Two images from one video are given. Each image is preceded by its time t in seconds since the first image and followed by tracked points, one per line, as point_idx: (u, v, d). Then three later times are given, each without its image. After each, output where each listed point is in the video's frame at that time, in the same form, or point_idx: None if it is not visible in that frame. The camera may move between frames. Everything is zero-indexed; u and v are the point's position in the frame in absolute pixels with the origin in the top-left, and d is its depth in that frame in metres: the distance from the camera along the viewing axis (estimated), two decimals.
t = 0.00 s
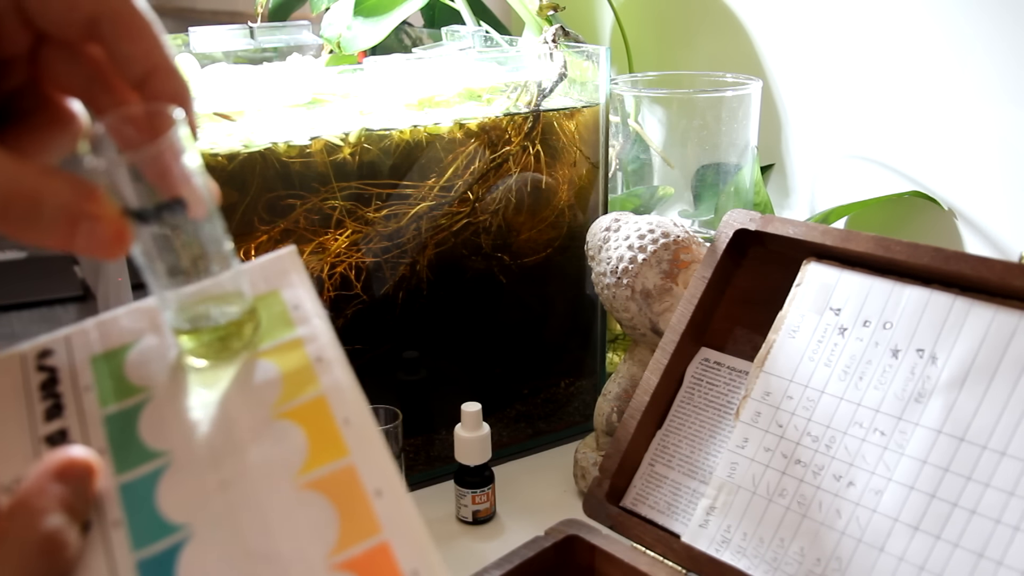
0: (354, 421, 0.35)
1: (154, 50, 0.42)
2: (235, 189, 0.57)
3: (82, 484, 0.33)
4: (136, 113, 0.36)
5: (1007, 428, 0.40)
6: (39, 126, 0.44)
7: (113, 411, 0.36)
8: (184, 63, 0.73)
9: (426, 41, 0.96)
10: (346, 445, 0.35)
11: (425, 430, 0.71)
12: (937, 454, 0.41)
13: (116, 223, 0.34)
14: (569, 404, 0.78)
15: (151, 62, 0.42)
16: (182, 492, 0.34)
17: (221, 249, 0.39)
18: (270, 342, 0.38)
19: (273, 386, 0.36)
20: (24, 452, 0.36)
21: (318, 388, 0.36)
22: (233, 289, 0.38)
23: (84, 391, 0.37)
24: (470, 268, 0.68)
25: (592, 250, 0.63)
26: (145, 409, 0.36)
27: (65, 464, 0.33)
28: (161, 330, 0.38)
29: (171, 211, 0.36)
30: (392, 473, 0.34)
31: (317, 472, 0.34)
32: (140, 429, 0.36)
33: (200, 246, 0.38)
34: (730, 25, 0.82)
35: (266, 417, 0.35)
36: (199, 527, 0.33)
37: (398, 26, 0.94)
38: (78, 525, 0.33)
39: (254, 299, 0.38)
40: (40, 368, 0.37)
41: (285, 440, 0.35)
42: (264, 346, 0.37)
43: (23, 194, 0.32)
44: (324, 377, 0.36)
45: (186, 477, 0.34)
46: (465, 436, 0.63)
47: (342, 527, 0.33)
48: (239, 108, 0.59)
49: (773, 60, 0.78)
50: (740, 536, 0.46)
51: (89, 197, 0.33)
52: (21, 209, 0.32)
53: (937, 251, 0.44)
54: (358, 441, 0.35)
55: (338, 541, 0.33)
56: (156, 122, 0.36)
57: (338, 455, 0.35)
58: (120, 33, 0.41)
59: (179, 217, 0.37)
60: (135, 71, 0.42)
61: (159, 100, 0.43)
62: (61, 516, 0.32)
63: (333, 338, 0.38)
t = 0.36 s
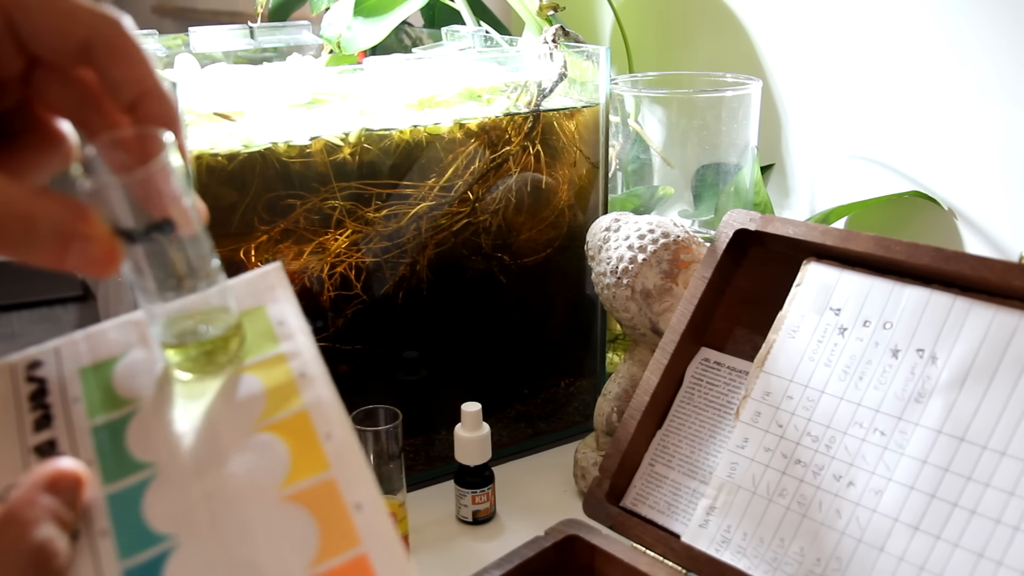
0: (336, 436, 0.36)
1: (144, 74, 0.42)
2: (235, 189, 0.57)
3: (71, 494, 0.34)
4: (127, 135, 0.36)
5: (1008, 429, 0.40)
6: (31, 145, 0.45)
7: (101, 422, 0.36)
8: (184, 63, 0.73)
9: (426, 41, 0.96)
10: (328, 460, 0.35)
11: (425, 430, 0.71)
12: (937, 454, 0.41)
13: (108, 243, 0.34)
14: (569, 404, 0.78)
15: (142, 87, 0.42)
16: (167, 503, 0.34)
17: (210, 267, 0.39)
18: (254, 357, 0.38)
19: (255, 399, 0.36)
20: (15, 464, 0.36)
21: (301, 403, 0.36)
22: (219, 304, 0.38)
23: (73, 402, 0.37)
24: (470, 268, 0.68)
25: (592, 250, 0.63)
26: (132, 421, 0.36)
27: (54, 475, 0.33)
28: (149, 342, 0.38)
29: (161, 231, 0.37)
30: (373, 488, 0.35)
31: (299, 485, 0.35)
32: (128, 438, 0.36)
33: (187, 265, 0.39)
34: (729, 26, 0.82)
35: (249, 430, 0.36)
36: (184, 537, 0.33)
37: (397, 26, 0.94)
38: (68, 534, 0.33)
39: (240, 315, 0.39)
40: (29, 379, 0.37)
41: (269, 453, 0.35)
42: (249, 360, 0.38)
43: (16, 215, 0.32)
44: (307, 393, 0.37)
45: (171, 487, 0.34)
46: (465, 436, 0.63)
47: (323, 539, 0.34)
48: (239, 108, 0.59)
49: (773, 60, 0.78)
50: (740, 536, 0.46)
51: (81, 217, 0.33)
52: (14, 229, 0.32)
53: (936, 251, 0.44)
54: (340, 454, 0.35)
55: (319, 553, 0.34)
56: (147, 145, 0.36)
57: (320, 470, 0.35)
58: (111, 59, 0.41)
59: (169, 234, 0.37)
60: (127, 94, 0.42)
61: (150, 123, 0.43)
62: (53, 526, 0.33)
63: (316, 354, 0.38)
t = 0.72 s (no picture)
0: (335, 432, 0.38)
1: (147, 84, 0.43)
2: (235, 189, 0.57)
3: (76, 490, 0.35)
4: (130, 142, 0.38)
5: (1007, 429, 0.40)
6: (37, 153, 0.44)
7: (102, 423, 0.38)
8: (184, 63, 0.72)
9: (425, 41, 0.96)
10: (327, 454, 0.37)
11: (425, 430, 0.71)
12: (937, 454, 0.41)
13: (114, 246, 0.35)
14: (569, 404, 0.77)
15: (146, 96, 0.43)
16: (170, 500, 0.35)
17: (210, 269, 0.41)
18: (252, 358, 0.40)
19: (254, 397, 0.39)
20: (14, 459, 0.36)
21: (299, 401, 0.38)
22: (217, 308, 0.40)
23: (74, 403, 0.38)
24: (470, 268, 0.68)
25: (592, 250, 0.63)
26: (132, 420, 0.38)
27: (58, 473, 0.35)
28: (147, 345, 0.40)
29: (166, 234, 0.39)
30: (372, 483, 0.37)
31: (299, 481, 0.36)
32: (128, 438, 0.37)
33: (190, 267, 0.40)
34: (729, 26, 0.82)
35: (250, 428, 0.37)
36: (188, 534, 0.34)
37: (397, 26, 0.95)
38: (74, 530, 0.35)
39: (237, 318, 0.41)
40: (29, 381, 0.39)
41: (267, 450, 0.37)
42: (246, 362, 0.40)
43: (25, 219, 0.33)
44: (304, 392, 0.39)
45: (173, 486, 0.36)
46: (465, 436, 0.63)
47: (325, 531, 0.35)
48: (239, 108, 0.59)
49: (773, 60, 0.78)
50: (740, 536, 0.46)
51: (87, 221, 0.34)
52: (24, 232, 0.33)
53: (937, 251, 0.44)
54: (338, 449, 0.37)
55: (321, 545, 0.35)
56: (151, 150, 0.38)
57: (320, 465, 0.37)
58: (117, 67, 0.42)
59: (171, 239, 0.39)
60: (130, 103, 0.43)
61: (154, 131, 0.43)
62: (58, 522, 0.34)
63: (312, 354, 0.40)
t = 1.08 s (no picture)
0: (372, 428, 0.40)
1: (164, 76, 0.44)
2: (235, 189, 0.57)
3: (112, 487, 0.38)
4: (149, 136, 0.39)
5: (1008, 429, 0.40)
6: (63, 156, 0.46)
7: (143, 423, 0.41)
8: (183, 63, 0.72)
9: (425, 41, 0.96)
10: (366, 449, 0.40)
11: (425, 430, 0.71)
12: (937, 455, 0.41)
13: (133, 238, 0.36)
14: (569, 404, 0.77)
15: (162, 88, 0.44)
16: (211, 498, 0.38)
17: (238, 262, 0.43)
18: (288, 355, 0.43)
19: (293, 393, 0.41)
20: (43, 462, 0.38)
21: (339, 397, 0.41)
22: (252, 303, 0.43)
23: (115, 402, 0.41)
24: (471, 268, 0.68)
25: (592, 250, 0.63)
26: (173, 418, 0.41)
27: (95, 470, 0.37)
28: (185, 346, 0.43)
29: (184, 224, 0.39)
30: (410, 476, 0.39)
31: (339, 475, 0.39)
32: (169, 437, 0.40)
33: (216, 262, 0.42)
34: (729, 26, 0.82)
35: (291, 423, 0.40)
36: (227, 530, 0.37)
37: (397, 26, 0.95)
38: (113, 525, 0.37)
39: (275, 314, 0.44)
40: (72, 383, 0.41)
41: (307, 445, 0.40)
42: (283, 358, 0.43)
43: (46, 214, 0.34)
44: (343, 389, 0.41)
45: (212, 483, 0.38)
46: (465, 436, 0.63)
47: (366, 525, 0.38)
48: (239, 108, 0.59)
49: (773, 60, 0.78)
50: (740, 536, 0.46)
51: (108, 215, 0.35)
52: (44, 227, 0.34)
53: (937, 251, 0.44)
54: (376, 445, 0.40)
55: (362, 540, 0.37)
56: (168, 141, 0.40)
57: (359, 460, 0.39)
58: (134, 62, 0.43)
59: (191, 230, 0.40)
60: (147, 97, 0.44)
61: (171, 122, 0.44)
62: (96, 518, 0.36)
63: (349, 348, 0.43)
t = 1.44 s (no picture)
0: (372, 425, 0.40)
1: (183, 95, 0.44)
2: (235, 189, 0.57)
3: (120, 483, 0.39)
4: (165, 151, 0.41)
5: (1008, 428, 0.40)
6: (83, 171, 0.47)
7: (152, 427, 0.42)
8: (183, 63, 0.72)
9: (426, 41, 0.96)
10: (366, 445, 0.40)
11: (425, 430, 0.71)
12: (937, 455, 0.41)
13: (147, 247, 0.37)
14: (569, 404, 0.77)
15: (180, 106, 0.45)
16: (215, 496, 0.39)
17: (245, 272, 0.43)
18: (296, 360, 0.43)
19: (297, 395, 0.42)
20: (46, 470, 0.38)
21: (341, 399, 0.41)
22: (262, 314, 0.44)
23: (126, 409, 0.43)
24: (470, 268, 0.68)
25: (592, 250, 0.63)
26: (182, 421, 0.42)
27: (100, 466, 0.39)
28: (195, 356, 0.45)
29: (195, 233, 0.40)
30: (409, 470, 0.39)
31: (339, 470, 0.39)
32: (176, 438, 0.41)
33: (226, 272, 0.43)
34: (729, 27, 0.82)
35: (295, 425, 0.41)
36: (230, 523, 0.37)
37: (397, 26, 0.95)
38: (120, 522, 0.38)
39: (282, 325, 0.45)
40: (86, 392, 0.44)
41: (309, 444, 0.40)
42: (290, 364, 0.43)
43: (65, 221, 0.35)
44: (345, 390, 0.42)
45: (216, 482, 0.39)
46: (465, 436, 0.63)
47: (364, 518, 0.38)
48: (239, 108, 0.59)
49: (773, 60, 0.78)
50: (740, 536, 0.46)
51: (122, 224, 0.36)
52: (64, 235, 0.35)
53: (937, 251, 0.44)
54: (377, 440, 0.40)
55: (360, 531, 0.37)
56: (183, 155, 0.42)
57: (360, 454, 0.39)
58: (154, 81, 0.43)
59: (200, 239, 0.41)
60: (165, 114, 0.44)
61: (188, 138, 0.45)
62: (99, 510, 0.37)
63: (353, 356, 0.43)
